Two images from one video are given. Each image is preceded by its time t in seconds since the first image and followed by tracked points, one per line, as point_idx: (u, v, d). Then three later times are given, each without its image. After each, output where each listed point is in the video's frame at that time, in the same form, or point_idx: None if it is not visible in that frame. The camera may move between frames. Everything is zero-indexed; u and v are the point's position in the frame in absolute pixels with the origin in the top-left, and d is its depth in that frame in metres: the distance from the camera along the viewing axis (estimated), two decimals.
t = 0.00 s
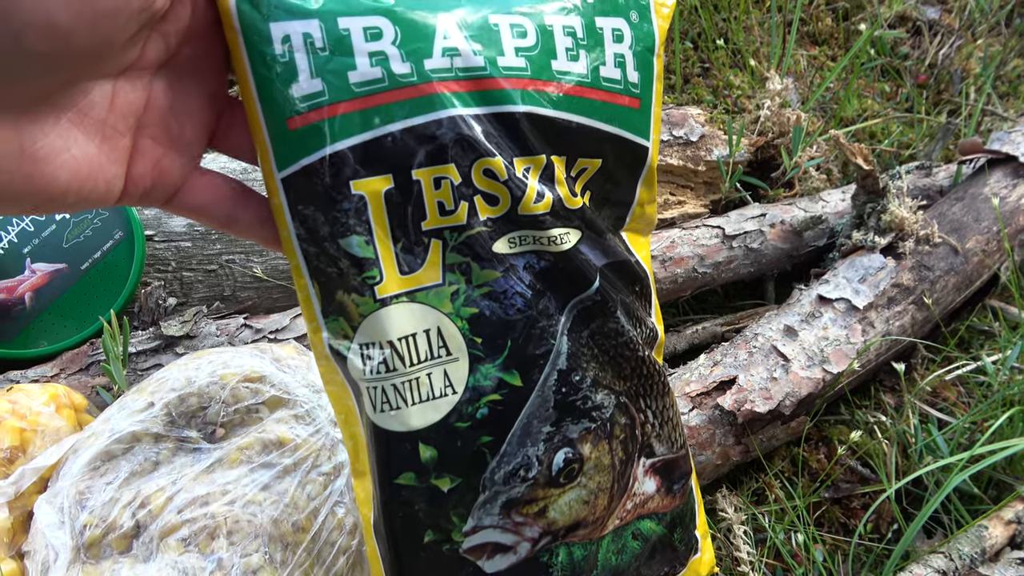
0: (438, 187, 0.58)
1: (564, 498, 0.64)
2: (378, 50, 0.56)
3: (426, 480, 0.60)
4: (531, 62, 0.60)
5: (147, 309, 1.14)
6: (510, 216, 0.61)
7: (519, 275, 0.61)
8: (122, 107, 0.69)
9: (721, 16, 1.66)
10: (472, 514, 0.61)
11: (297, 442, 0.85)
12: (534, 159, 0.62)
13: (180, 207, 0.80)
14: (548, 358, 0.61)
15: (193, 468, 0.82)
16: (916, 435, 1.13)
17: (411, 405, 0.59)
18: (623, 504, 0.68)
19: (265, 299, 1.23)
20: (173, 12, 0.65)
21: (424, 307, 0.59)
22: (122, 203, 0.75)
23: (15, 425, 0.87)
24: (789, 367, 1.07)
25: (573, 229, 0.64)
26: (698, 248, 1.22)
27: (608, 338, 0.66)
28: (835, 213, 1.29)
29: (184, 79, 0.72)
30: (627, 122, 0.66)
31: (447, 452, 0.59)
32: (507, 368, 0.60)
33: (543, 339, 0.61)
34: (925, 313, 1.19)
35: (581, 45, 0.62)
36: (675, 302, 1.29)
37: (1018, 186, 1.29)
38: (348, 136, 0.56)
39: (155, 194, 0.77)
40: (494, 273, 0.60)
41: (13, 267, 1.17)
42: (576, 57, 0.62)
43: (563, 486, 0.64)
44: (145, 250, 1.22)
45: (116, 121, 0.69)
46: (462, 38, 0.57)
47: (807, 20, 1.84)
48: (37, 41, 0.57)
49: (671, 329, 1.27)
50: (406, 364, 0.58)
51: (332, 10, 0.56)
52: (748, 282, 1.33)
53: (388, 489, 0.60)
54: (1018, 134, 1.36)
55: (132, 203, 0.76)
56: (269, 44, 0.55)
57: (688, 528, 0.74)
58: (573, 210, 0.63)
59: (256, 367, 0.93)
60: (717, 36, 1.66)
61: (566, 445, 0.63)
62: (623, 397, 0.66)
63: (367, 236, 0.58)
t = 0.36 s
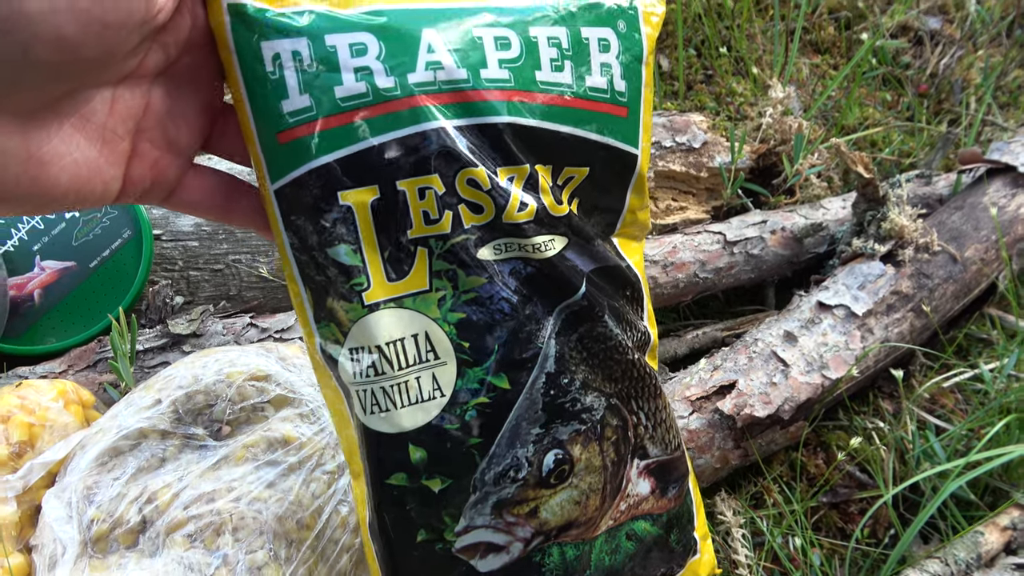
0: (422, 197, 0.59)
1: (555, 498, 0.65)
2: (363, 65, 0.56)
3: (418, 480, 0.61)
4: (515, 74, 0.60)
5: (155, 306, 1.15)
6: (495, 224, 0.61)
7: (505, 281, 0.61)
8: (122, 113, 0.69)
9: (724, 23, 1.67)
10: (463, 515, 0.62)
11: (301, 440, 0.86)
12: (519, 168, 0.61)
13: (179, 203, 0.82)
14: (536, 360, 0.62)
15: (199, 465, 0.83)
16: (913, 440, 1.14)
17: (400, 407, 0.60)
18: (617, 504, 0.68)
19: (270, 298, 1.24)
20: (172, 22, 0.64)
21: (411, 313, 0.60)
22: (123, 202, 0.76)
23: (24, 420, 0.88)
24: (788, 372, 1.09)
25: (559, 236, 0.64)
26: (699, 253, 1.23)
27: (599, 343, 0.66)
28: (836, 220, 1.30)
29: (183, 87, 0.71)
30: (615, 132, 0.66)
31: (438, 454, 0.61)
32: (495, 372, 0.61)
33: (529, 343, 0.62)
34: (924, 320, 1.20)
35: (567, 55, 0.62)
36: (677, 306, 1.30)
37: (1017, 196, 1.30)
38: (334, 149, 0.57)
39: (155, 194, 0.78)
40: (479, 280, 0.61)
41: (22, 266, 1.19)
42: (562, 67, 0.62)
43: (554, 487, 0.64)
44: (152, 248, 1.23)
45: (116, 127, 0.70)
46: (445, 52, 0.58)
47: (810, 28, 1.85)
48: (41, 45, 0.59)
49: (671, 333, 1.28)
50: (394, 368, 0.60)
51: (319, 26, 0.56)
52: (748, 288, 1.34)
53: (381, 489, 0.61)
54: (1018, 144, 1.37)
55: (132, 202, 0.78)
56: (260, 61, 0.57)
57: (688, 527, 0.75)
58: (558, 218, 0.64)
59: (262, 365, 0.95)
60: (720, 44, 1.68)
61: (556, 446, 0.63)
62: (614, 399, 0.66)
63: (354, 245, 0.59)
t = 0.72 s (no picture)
0: (391, 226, 0.61)
1: (534, 508, 0.67)
2: (331, 100, 0.59)
3: (396, 491, 0.64)
4: (480, 102, 0.62)
5: (160, 314, 1.17)
6: (463, 249, 0.63)
7: (477, 302, 0.64)
8: (134, 155, 0.73)
9: (719, 38, 1.71)
10: (443, 524, 0.66)
11: (301, 446, 0.89)
12: (487, 195, 0.64)
13: (193, 227, 0.86)
14: (511, 376, 0.65)
15: (203, 470, 0.86)
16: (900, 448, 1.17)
17: (377, 422, 0.63)
18: (597, 513, 0.71)
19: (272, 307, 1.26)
20: (171, 67, 0.69)
21: (385, 334, 0.62)
22: (142, 239, 0.80)
23: (34, 424, 0.91)
24: (777, 382, 1.12)
25: (530, 258, 0.66)
26: (692, 264, 1.26)
27: (573, 358, 0.68)
28: (826, 232, 1.33)
29: (186, 122, 0.75)
30: (586, 153, 0.67)
31: (416, 467, 0.64)
32: (468, 389, 0.64)
33: (504, 358, 0.65)
34: (911, 331, 1.23)
35: (534, 82, 0.64)
36: (670, 315, 1.33)
37: (1002, 211, 1.33)
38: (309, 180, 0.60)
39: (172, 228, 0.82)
40: (450, 303, 0.63)
41: (32, 275, 1.23)
42: (530, 93, 0.64)
43: (532, 497, 0.67)
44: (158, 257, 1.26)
45: (130, 170, 0.73)
46: (411, 84, 0.60)
47: (805, 42, 1.88)
48: (60, 103, 0.63)
49: (664, 342, 1.31)
50: (369, 387, 0.62)
51: (291, 65, 0.59)
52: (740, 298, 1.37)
53: (362, 498, 0.65)
54: (1005, 159, 1.41)
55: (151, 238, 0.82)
56: (240, 100, 0.60)
57: (675, 533, 0.77)
58: (528, 241, 0.66)
59: (264, 373, 0.97)
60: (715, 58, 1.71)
61: (533, 458, 0.66)
62: (592, 412, 0.69)
63: (328, 270, 0.62)
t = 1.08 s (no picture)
0: (370, 247, 0.64)
1: (522, 517, 0.70)
2: (308, 126, 0.63)
3: (385, 502, 0.67)
4: (456, 122, 0.65)
5: (160, 322, 1.18)
6: (442, 267, 0.66)
7: (458, 318, 0.67)
8: (131, 183, 0.79)
9: (713, 47, 1.73)
10: (432, 534, 0.68)
11: (300, 452, 0.91)
12: (465, 214, 0.66)
13: (192, 252, 0.93)
14: (494, 389, 0.67)
15: (203, 475, 0.88)
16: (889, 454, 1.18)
17: (363, 437, 0.66)
18: (584, 521, 0.73)
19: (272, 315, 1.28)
20: (159, 98, 0.76)
21: (369, 351, 0.65)
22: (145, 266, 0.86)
23: (38, 431, 0.92)
24: (768, 389, 1.13)
25: (509, 275, 0.69)
26: (685, 272, 1.28)
27: (556, 371, 0.70)
28: (818, 241, 1.34)
29: (177, 150, 0.82)
30: (566, 167, 0.70)
31: (402, 479, 0.66)
32: (451, 404, 0.66)
33: (489, 371, 0.67)
34: (901, 338, 1.25)
35: (510, 99, 0.66)
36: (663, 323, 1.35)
37: (991, 220, 1.35)
38: (291, 204, 0.63)
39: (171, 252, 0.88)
40: (432, 319, 0.66)
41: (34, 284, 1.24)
42: (506, 111, 0.66)
43: (519, 506, 0.70)
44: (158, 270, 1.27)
45: (128, 199, 0.79)
46: (385, 107, 0.63)
47: (797, 52, 1.90)
48: (59, 137, 0.69)
49: (658, 349, 1.33)
50: (355, 403, 0.65)
51: (268, 93, 0.63)
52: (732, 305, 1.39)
53: (353, 509, 0.68)
54: (994, 168, 1.43)
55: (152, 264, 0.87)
56: (223, 128, 0.64)
57: (666, 537, 0.79)
58: (507, 257, 0.69)
59: (264, 381, 0.99)
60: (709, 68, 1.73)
61: (518, 469, 0.69)
62: (576, 422, 0.71)
63: (312, 290, 0.65)
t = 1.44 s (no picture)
0: (373, 254, 0.69)
1: (518, 509, 0.74)
2: (314, 144, 0.67)
3: (389, 497, 0.70)
4: (451, 138, 0.70)
5: (172, 325, 1.22)
6: (440, 272, 0.71)
7: (455, 320, 0.71)
8: (148, 201, 0.85)
9: (708, 58, 1.77)
10: (434, 527, 0.72)
11: (306, 450, 0.95)
12: (459, 223, 0.71)
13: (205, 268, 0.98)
14: (490, 387, 0.72)
15: (214, 471, 0.92)
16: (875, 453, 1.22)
17: (368, 433, 0.70)
18: (578, 513, 0.77)
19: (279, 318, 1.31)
20: (174, 121, 0.81)
21: (373, 351, 0.69)
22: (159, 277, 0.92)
23: (56, 428, 0.96)
24: (758, 390, 1.17)
25: (503, 278, 0.74)
26: (678, 278, 1.32)
27: (547, 369, 0.75)
28: (808, 248, 1.38)
29: (190, 168, 0.87)
30: (552, 178, 0.76)
31: (405, 473, 0.70)
32: (451, 400, 0.70)
33: (484, 370, 0.72)
34: (887, 342, 1.29)
35: (499, 116, 0.72)
36: (658, 326, 1.39)
37: (976, 228, 1.39)
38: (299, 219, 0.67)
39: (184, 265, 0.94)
40: (431, 321, 0.70)
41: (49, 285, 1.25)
42: (496, 127, 0.72)
43: (515, 498, 0.73)
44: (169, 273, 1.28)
45: (145, 215, 0.85)
46: (386, 125, 0.68)
47: (791, 62, 1.94)
48: (89, 159, 0.73)
49: (653, 351, 1.37)
50: (360, 401, 0.69)
51: (276, 114, 0.67)
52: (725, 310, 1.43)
53: (358, 504, 0.71)
54: (980, 176, 1.45)
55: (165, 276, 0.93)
56: (233, 147, 0.68)
57: (655, 529, 0.83)
58: (500, 262, 0.73)
59: (272, 381, 1.03)
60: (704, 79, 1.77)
61: (515, 462, 0.73)
62: (567, 417, 0.76)
63: (318, 296, 0.69)
